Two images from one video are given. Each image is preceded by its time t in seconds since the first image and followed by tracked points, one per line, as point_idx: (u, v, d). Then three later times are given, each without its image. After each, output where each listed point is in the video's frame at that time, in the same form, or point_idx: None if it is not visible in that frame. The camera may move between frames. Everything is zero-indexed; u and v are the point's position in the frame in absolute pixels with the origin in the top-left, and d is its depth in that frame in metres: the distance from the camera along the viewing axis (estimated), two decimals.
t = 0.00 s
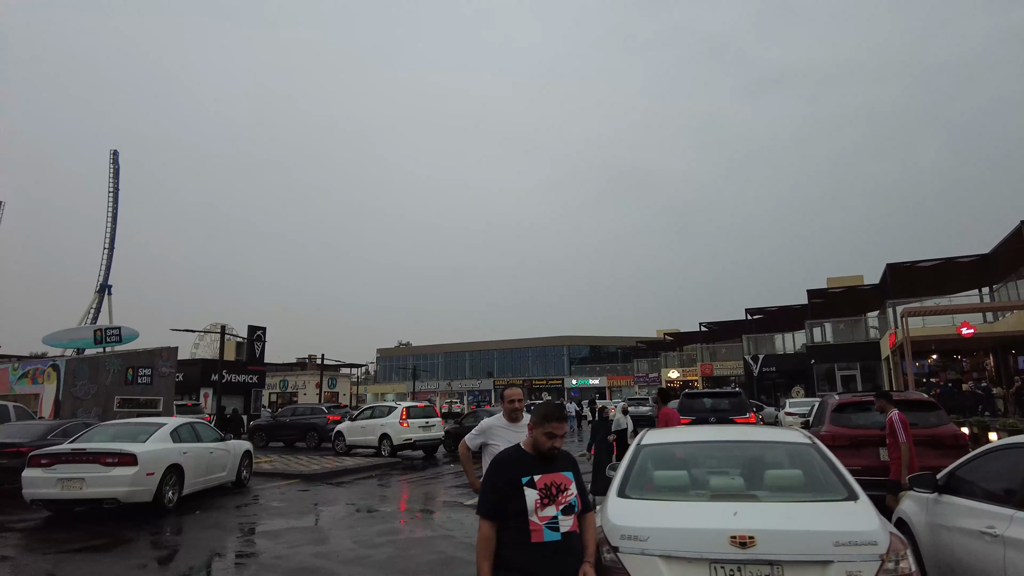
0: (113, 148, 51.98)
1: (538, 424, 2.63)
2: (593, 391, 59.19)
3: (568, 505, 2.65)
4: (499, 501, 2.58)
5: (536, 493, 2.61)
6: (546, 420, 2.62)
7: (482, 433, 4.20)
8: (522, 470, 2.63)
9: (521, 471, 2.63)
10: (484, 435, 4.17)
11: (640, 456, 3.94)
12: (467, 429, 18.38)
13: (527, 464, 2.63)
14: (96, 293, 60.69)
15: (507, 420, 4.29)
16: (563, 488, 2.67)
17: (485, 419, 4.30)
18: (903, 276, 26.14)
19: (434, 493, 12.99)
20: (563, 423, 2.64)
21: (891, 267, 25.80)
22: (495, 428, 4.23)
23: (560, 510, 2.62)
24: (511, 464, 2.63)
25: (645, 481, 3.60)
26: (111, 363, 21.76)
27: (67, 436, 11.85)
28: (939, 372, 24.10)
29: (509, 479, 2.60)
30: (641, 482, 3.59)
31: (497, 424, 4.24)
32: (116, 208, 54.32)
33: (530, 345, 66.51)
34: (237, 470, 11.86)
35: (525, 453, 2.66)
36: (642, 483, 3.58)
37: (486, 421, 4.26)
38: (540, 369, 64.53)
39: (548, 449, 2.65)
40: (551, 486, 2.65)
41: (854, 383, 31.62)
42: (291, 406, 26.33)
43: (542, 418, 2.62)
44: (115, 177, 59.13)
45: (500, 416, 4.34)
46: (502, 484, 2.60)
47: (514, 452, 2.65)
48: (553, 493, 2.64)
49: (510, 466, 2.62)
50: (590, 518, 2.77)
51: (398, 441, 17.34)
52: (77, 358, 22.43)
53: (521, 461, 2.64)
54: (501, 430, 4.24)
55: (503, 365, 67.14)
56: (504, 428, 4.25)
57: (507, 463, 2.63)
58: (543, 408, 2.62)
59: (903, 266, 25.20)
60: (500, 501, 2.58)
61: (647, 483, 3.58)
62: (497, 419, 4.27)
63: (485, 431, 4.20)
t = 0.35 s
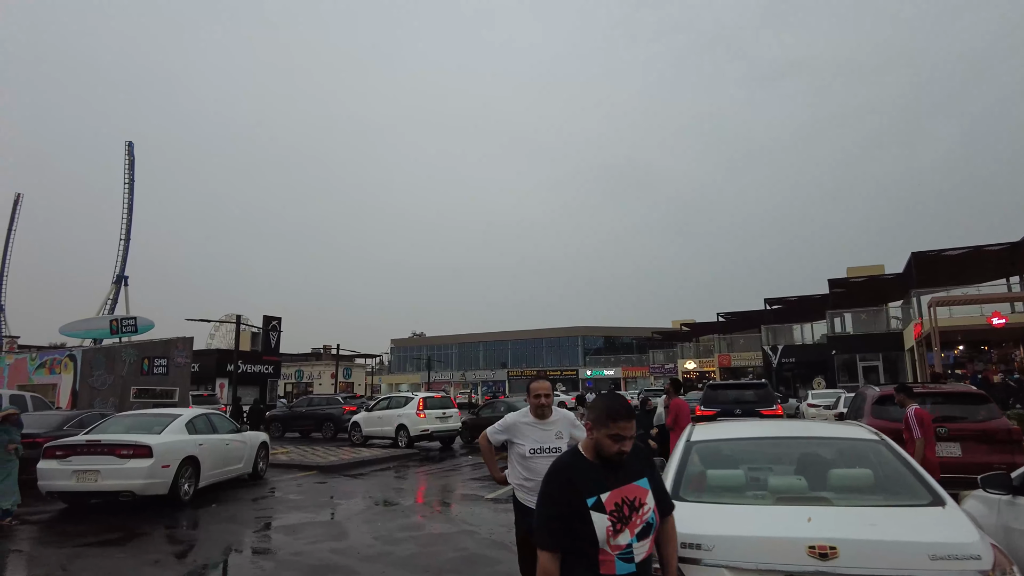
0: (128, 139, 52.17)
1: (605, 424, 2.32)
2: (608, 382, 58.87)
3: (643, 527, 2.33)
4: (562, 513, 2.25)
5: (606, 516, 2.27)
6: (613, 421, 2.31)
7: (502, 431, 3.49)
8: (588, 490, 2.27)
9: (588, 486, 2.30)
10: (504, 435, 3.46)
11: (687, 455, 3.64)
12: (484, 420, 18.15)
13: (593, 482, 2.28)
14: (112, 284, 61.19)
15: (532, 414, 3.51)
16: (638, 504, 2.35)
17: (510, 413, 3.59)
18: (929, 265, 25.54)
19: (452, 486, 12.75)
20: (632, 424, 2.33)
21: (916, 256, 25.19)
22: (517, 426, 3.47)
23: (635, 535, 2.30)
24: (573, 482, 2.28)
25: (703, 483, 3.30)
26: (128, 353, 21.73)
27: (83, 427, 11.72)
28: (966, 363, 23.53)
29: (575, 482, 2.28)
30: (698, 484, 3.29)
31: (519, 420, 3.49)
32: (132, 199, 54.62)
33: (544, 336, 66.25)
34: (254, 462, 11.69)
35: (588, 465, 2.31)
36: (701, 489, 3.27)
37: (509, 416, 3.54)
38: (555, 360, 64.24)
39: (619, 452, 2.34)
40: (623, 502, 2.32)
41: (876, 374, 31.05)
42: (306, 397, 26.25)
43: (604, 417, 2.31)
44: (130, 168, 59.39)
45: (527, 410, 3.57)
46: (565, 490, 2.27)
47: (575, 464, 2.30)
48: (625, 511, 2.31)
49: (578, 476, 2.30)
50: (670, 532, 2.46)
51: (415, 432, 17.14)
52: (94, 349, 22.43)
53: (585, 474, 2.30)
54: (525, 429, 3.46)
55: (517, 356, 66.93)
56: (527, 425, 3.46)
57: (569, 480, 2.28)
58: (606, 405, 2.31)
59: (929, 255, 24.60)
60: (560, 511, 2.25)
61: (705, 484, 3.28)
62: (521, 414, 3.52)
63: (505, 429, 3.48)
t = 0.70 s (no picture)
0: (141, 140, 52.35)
1: (690, 458, 1.88)
2: (622, 381, 58.40)
3: (746, 559, 2.00)
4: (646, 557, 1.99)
5: (701, 559, 1.96)
6: (706, 456, 1.83)
7: (546, 429, 3.11)
8: (671, 533, 1.96)
9: (671, 525, 1.97)
10: (547, 432, 3.07)
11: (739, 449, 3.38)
12: (499, 419, 17.84)
13: (678, 524, 1.95)
14: (126, 284, 61.54)
15: (580, 412, 3.11)
16: (740, 533, 1.99)
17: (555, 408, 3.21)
18: (953, 260, 24.95)
19: (467, 486, 12.44)
20: (732, 460, 1.85)
21: (940, 251, 24.63)
22: (562, 424, 3.08)
23: (736, 569, 1.99)
24: (654, 523, 1.97)
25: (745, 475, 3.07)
26: (139, 352, 21.61)
27: (92, 426, 11.51)
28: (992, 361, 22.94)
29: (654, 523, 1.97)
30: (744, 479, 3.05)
31: (566, 417, 3.10)
32: (145, 199, 54.85)
33: (556, 335, 65.87)
34: (265, 461, 11.43)
35: (671, 509, 1.95)
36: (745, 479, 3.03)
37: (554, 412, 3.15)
38: (567, 359, 63.88)
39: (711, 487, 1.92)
40: (721, 536, 1.98)
41: (897, 372, 30.43)
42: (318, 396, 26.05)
43: (691, 452, 1.86)
44: (143, 168, 59.62)
45: (574, 407, 3.18)
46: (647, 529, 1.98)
47: (655, 504, 1.96)
48: (725, 547, 1.98)
49: (662, 509, 1.96)
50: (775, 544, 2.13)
51: (429, 431, 16.85)
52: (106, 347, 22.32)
53: (667, 514, 1.96)
54: (571, 428, 3.06)
55: (530, 355, 66.62)
56: (574, 424, 3.07)
57: (649, 524, 1.97)
58: (694, 432, 1.85)
59: (953, 250, 24.05)
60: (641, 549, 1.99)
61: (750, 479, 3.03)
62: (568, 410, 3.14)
63: (549, 425, 3.10)
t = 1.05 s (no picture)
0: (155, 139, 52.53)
1: (1013, 447, 1.46)
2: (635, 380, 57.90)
3: None
4: (898, 571, 1.50)
5: None
6: None
7: (598, 435, 2.80)
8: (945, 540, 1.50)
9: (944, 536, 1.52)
10: (599, 441, 2.77)
11: (796, 437, 3.08)
12: (514, 418, 17.51)
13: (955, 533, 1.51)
14: (140, 283, 61.91)
15: (638, 415, 2.78)
16: None
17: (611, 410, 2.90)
18: (979, 256, 24.35)
19: (484, 487, 12.12)
20: None
21: (965, 246, 24.05)
22: (617, 429, 2.76)
23: None
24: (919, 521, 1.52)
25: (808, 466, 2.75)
26: (151, 351, 21.51)
27: (103, 425, 11.32)
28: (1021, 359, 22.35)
29: (921, 526, 1.52)
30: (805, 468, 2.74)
31: (620, 421, 2.78)
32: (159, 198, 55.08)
33: (569, 334, 65.47)
34: (278, 461, 11.18)
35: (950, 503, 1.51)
36: (808, 471, 2.71)
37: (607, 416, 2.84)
38: (581, 357, 63.50)
39: (1014, 496, 1.49)
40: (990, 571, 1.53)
41: (919, 371, 29.81)
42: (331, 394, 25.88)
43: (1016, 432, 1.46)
44: (156, 168, 59.76)
45: (631, 409, 2.86)
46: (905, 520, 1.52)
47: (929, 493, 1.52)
48: None
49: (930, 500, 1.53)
50: None
51: (444, 430, 16.55)
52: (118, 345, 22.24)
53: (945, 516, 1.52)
54: (627, 434, 2.74)
55: (542, 353, 66.29)
56: (630, 429, 2.74)
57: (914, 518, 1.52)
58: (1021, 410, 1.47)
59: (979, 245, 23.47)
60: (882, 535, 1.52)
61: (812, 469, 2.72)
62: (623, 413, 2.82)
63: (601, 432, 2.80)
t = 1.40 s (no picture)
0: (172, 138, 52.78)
1: None
2: (651, 380, 57.37)
3: None
4: None
5: None
6: None
7: (652, 442, 2.45)
8: None
9: None
10: (657, 449, 2.42)
11: (880, 435, 2.79)
12: (533, 418, 17.20)
13: None
14: (156, 283, 62.13)
15: (699, 413, 2.49)
16: None
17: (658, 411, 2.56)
18: (1009, 254, 23.75)
19: (505, 488, 11.84)
20: None
21: (994, 244, 23.48)
22: (681, 434, 2.43)
23: None
24: None
25: (903, 465, 2.47)
26: (167, 348, 21.41)
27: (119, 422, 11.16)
28: None
29: None
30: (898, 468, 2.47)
31: (678, 423, 2.45)
32: (176, 198, 55.36)
33: (584, 334, 65.02)
34: (296, 460, 10.96)
35: None
36: (905, 473, 2.43)
37: (660, 418, 2.49)
38: (596, 357, 63.05)
39: None
40: None
41: (945, 371, 29.16)
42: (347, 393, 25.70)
43: None
44: (172, 167, 59.96)
45: (688, 404, 2.54)
46: None
47: None
48: None
49: None
50: None
51: (462, 430, 16.28)
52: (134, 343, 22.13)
53: None
54: (694, 437, 2.41)
55: (557, 353, 65.91)
56: (696, 430, 2.43)
57: None
58: None
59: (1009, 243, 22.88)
60: None
61: (911, 471, 2.43)
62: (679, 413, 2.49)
63: (657, 439, 2.44)
